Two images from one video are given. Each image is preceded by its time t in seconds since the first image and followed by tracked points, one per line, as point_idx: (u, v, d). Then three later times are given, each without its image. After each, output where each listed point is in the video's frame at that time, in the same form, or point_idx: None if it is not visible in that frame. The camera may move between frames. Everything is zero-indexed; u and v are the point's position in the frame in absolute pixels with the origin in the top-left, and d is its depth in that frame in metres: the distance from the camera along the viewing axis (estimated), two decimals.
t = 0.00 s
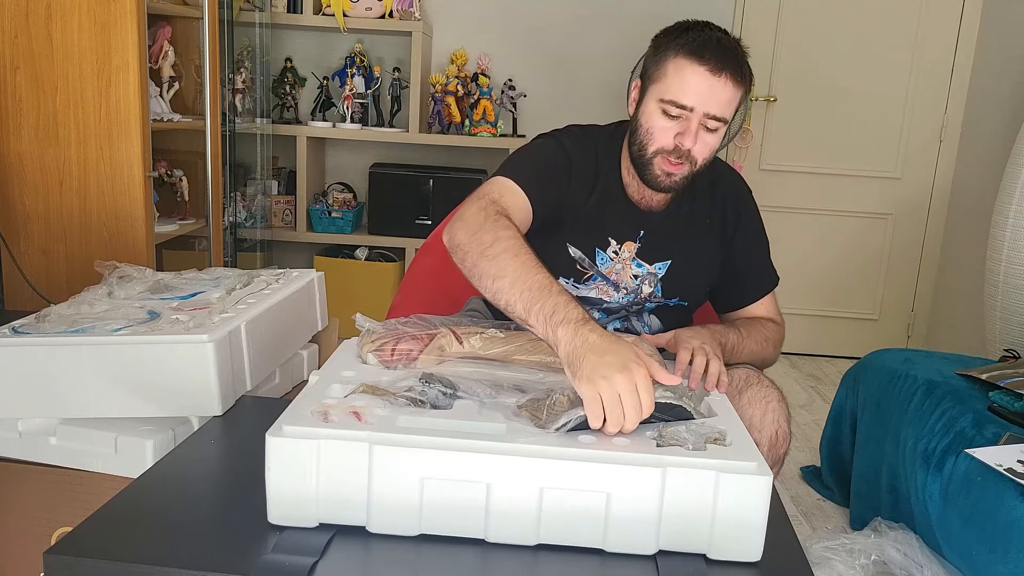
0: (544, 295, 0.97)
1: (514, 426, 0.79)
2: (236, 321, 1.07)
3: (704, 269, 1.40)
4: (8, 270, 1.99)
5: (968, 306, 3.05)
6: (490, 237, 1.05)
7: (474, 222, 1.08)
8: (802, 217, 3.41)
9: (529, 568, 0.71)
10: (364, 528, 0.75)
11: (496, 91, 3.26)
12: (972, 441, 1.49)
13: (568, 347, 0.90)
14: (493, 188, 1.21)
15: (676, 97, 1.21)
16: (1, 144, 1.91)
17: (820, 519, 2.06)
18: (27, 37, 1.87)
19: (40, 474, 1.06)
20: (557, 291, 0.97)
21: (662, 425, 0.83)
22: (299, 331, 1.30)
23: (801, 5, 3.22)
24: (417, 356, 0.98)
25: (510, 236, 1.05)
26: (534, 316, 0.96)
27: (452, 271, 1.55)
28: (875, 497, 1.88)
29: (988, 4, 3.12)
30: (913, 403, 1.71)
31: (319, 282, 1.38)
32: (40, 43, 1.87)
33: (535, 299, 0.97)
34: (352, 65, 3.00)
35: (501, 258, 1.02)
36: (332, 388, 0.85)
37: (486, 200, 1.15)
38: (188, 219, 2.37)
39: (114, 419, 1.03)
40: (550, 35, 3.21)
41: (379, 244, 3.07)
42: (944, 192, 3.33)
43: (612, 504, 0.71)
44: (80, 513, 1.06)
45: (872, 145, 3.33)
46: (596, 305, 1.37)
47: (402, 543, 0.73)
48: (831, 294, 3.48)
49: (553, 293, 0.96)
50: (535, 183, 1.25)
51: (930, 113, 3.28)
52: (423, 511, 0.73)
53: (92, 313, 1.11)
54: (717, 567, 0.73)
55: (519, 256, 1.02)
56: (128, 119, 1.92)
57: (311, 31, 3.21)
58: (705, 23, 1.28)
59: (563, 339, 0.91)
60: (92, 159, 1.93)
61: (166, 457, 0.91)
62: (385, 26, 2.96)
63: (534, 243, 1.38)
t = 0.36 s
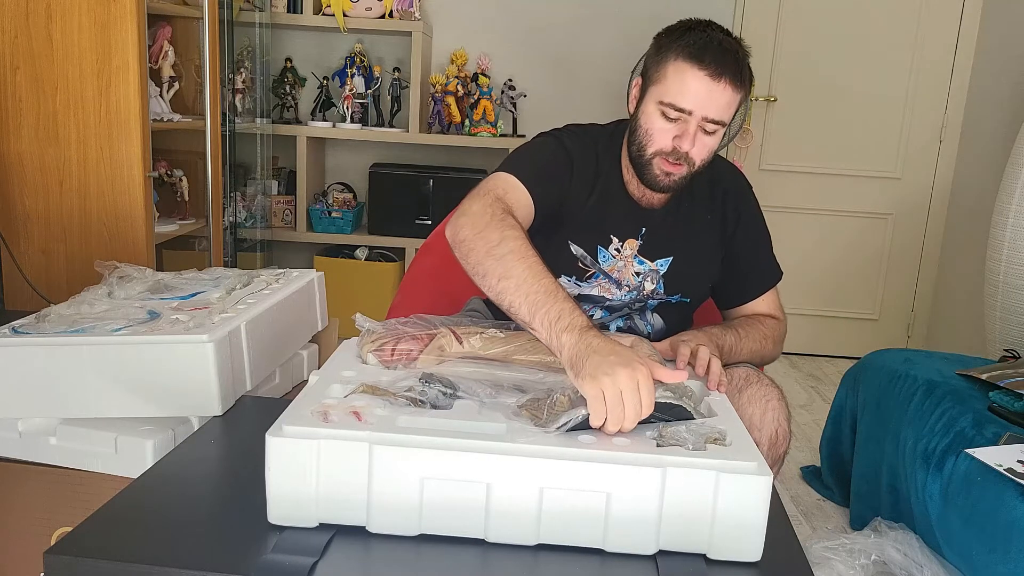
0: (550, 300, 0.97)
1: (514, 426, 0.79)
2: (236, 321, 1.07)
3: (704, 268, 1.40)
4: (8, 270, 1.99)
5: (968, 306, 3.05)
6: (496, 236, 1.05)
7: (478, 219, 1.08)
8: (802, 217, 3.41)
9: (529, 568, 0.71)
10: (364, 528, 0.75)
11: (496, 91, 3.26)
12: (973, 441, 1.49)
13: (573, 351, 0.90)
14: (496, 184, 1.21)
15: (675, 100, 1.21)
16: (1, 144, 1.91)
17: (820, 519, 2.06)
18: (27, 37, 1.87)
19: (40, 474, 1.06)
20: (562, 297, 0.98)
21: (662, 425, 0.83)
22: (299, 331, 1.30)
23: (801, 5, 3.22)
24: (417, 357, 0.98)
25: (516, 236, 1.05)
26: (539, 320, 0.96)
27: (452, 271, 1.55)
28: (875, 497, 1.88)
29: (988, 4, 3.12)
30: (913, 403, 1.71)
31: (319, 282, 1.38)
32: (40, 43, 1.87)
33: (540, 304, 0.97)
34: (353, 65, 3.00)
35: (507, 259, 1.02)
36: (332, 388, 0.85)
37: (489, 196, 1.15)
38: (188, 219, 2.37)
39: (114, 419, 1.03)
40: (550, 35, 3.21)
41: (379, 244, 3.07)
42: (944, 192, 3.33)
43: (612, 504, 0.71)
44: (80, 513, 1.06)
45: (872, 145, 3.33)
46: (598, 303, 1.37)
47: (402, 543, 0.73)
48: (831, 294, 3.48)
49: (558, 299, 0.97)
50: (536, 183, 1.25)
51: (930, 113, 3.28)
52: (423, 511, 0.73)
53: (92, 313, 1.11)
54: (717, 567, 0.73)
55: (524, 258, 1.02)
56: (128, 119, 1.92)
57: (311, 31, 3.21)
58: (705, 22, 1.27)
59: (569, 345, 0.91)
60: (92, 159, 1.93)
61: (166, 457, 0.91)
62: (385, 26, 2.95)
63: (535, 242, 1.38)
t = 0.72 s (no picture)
0: (552, 307, 0.97)
1: (514, 426, 0.79)
2: (236, 321, 1.07)
3: (704, 268, 1.40)
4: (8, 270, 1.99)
5: (968, 306, 3.05)
6: (497, 241, 1.05)
7: (476, 223, 1.08)
8: (802, 217, 3.41)
9: (529, 568, 0.71)
10: (364, 528, 0.75)
11: (496, 91, 3.26)
12: (972, 441, 1.49)
13: (574, 356, 0.90)
14: (495, 187, 1.21)
15: (659, 104, 1.22)
16: (1, 144, 1.91)
17: (820, 519, 2.06)
18: (27, 37, 1.87)
19: (40, 474, 1.06)
20: (564, 303, 0.98)
21: (661, 425, 0.83)
22: (299, 331, 1.30)
23: (801, 5, 3.22)
24: (418, 356, 0.98)
25: (517, 242, 1.05)
26: (541, 328, 0.96)
27: (452, 272, 1.55)
28: (875, 497, 1.88)
29: (988, 4, 3.12)
30: (913, 403, 1.71)
31: (319, 282, 1.38)
32: (40, 43, 1.87)
33: (541, 311, 0.97)
34: (353, 65, 3.00)
35: (508, 265, 1.02)
36: (332, 388, 0.85)
37: (489, 199, 1.15)
38: (188, 219, 2.38)
39: (114, 419, 1.03)
40: (550, 35, 3.21)
41: (378, 244, 3.07)
42: (944, 192, 3.33)
43: (612, 504, 0.71)
44: (80, 513, 1.06)
45: (872, 145, 3.33)
46: (597, 304, 1.36)
47: (402, 543, 0.73)
48: (831, 294, 3.48)
49: (560, 305, 0.97)
50: (534, 185, 1.25)
51: (930, 113, 3.28)
52: (423, 511, 0.73)
53: (92, 312, 1.11)
54: (717, 567, 0.73)
55: (526, 263, 1.02)
56: (128, 119, 1.92)
57: (311, 31, 3.21)
58: (690, 23, 1.28)
59: (570, 351, 0.92)
60: (92, 159, 1.93)
61: (166, 457, 0.91)
62: (385, 26, 2.95)
63: (535, 243, 1.38)
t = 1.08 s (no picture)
0: (550, 309, 0.98)
1: (514, 426, 0.79)
2: (236, 321, 1.07)
3: (703, 266, 1.40)
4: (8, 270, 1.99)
5: (968, 307, 3.06)
6: (491, 245, 1.04)
7: (469, 229, 1.07)
8: (802, 217, 3.41)
9: (530, 568, 0.71)
10: (364, 528, 0.75)
11: (496, 91, 3.26)
12: (972, 441, 1.49)
13: (574, 356, 0.91)
14: (490, 191, 1.20)
15: (643, 107, 1.22)
16: (1, 144, 1.91)
17: (820, 519, 2.06)
18: (27, 37, 1.87)
19: (40, 474, 1.06)
20: (564, 304, 0.98)
21: (661, 424, 0.83)
22: (299, 331, 1.30)
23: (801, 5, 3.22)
24: (418, 357, 0.98)
25: (512, 245, 1.04)
26: (540, 331, 0.97)
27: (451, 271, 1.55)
28: (875, 497, 1.88)
29: (989, 4, 3.12)
30: (913, 403, 1.71)
31: (319, 282, 1.38)
32: (40, 43, 1.87)
33: (541, 313, 0.98)
34: (353, 65, 3.00)
35: (504, 268, 1.02)
36: (333, 388, 0.85)
37: (485, 203, 1.14)
38: (188, 219, 2.37)
39: (114, 419, 1.03)
40: (550, 35, 3.21)
41: (378, 244, 3.07)
42: (944, 192, 3.33)
43: (613, 504, 0.71)
44: (80, 513, 1.06)
45: (873, 145, 3.33)
46: (597, 307, 1.37)
47: (402, 543, 0.73)
48: (831, 294, 3.48)
49: (560, 308, 0.98)
50: (533, 187, 1.25)
51: (931, 113, 3.28)
52: (424, 511, 0.72)
53: (92, 312, 1.11)
54: (718, 567, 0.73)
55: (523, 266, 1.02)
56: (128, 119, 1.92)
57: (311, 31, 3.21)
58: (673, 25, 1.28)
59: (572, 353, 0.93)
60: (93, 159, 1.93)
61: (167, 457, 0.91)
62: (385, 26, 2.95)
63: (534, 245, 1.38)
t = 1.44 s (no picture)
0: (549, 302, 0.98)
1: (515, 426, 0.79)
2: (236, 321, 1.07)
3: (703, 266, 1.40)
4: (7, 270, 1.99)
5: (968, 307, 3.06)
6: (488, 241, 1.04)
7: (466, 227, 1.07)
8: (802, 217, 3.41)
9: (530, 568, 0.71)
10: (364, 528, 0.75)
11: (496, 91, 3.26)
12: (972, 441, 1.49)
13: (574, 349, 0.92)
14: (488, 190, 1.20)
15: (649, 109, 1.22)
16: (1, 144, 1.91)
17: (820, 519, 2.06)
18: (27, 37, 1.87)
19: (40, 475, 1.06)
20: (563, 297, 0.99)
21: (661, 424, 0.83)
22: (299, 331, 1.30)
23: (801, 5, 3.22)
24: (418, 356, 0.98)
25: (509, 241, 1.04)
26: (539, 324, 0.98)
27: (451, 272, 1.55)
28: (875, 497, 1.88)
29: (989, 4, 3.12)
30: (913, 403, 1.71)
31: (319, 282, 1.38)
32: (40, 43, 1.87)
33: (540, 306, 0.98)
34: (353, 65, 3.00)
35: (502, 264, 1.02)
36: (333, 388, 0.85)
37: (482, 201, 1.14)
38: (189, 219, 2.37)
39: (114, 419, 1.03)
40: (550, 35, 3.21)
41: (378, 244, 3.07)
42: (944, 192, 3.33)
43: (613, 504, 0.71)
44: (80, 513, 1.06)
45: (873, 145, 3.33)
46: (597, 307, 1.37)
47: (402, 543, 0.73)
48: (831, 294, 3.48)
49: (558, 301, 0.98)
50: (532, 187, 1.25)
51: (931, 113, 3.28)
52: (424, 511, 0.72)
53: (92, 312, 1.11)
54: (718, 567, 0.73)
55: (521, 262, 1.02)
56: (128, 118, 1.92)
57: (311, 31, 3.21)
58: (673, 26, 1.28)
59: (572, 345, 0.93)
60: (92, 159, 1.93)
61: (166, 457, 0.91)
62: (385, 26, 2.95)
63: (534, 245, 1.38)
